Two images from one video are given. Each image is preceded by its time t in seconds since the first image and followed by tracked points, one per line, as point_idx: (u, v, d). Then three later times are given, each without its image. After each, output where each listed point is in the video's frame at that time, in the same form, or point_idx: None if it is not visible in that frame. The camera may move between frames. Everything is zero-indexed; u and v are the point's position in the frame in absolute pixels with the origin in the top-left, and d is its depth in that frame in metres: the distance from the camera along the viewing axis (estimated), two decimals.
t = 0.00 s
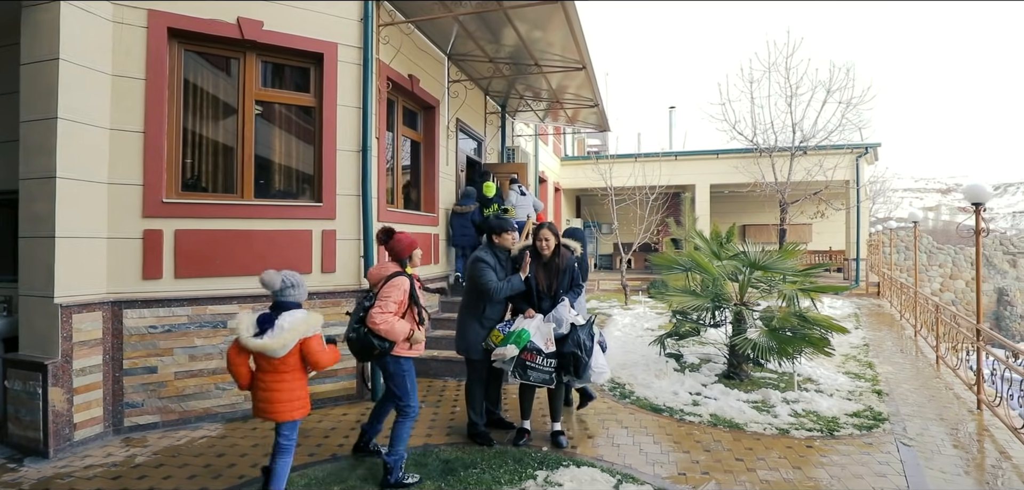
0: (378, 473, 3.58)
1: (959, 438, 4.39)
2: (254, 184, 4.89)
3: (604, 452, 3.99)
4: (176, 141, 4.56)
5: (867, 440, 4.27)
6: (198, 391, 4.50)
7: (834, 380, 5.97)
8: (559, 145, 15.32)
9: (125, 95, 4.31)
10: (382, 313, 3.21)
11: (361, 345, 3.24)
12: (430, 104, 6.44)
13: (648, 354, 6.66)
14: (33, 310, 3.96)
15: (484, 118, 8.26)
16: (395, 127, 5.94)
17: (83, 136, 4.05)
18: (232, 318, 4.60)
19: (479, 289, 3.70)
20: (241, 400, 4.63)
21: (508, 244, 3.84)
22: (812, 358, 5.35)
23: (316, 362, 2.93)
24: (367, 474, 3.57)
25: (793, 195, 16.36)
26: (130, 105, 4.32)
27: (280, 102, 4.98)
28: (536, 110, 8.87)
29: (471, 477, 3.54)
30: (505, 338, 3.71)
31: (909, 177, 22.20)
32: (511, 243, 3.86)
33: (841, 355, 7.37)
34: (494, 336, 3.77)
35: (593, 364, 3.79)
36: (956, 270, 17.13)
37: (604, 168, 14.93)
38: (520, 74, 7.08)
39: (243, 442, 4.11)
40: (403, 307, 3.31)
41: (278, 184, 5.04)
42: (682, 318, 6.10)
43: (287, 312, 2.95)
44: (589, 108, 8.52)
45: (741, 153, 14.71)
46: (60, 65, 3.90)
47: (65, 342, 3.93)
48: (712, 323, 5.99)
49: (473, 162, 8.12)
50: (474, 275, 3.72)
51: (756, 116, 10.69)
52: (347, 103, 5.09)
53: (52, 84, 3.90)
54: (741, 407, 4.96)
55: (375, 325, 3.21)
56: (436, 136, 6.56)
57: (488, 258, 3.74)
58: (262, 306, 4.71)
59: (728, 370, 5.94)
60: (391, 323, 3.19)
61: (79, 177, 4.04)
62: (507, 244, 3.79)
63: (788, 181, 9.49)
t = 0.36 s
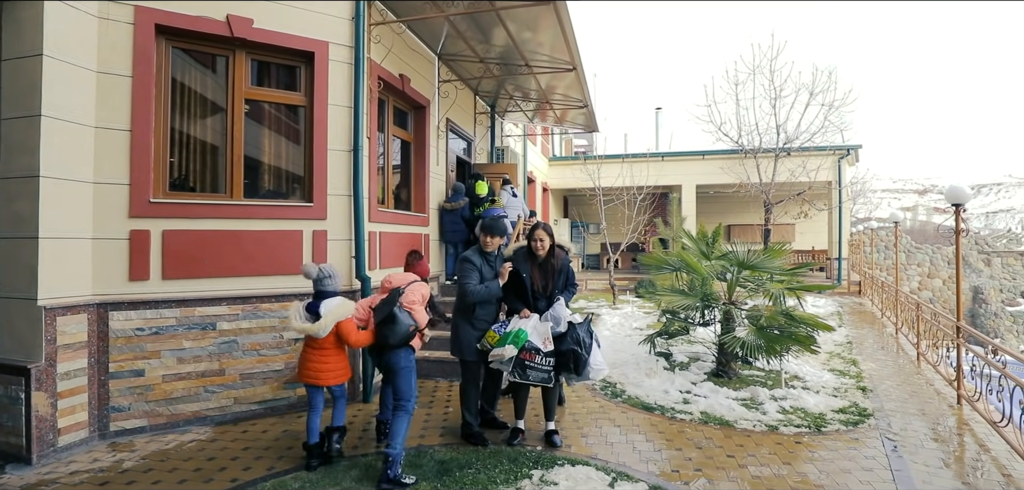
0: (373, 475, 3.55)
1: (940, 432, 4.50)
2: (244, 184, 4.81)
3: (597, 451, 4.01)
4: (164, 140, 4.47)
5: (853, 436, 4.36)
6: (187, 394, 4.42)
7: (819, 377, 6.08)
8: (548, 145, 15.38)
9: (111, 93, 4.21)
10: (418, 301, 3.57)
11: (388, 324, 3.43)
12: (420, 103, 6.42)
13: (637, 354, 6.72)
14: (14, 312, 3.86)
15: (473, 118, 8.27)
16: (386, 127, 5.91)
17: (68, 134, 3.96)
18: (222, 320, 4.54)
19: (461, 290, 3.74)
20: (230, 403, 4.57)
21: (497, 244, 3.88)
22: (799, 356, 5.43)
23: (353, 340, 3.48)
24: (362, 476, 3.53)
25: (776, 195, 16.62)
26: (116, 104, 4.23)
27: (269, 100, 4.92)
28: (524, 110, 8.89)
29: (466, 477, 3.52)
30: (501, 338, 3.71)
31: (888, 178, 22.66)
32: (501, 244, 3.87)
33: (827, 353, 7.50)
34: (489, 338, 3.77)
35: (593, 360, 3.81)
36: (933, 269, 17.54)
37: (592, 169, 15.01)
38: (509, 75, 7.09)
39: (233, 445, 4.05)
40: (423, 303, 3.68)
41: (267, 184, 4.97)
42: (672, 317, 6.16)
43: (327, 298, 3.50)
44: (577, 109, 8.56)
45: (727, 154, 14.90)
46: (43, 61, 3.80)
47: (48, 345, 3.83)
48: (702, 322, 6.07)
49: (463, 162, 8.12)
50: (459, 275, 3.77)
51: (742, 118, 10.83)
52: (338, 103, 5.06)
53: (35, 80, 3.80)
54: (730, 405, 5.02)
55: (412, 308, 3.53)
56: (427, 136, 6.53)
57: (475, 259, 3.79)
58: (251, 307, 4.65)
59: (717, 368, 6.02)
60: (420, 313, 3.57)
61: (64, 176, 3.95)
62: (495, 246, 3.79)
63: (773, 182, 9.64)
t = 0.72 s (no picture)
0: (367, 474, 3.57)
1: (915, 427, 4.67)
2: (234, 185, 4.79)
3: (587, 448, 4.08)
4: (152, 141, 4.41)
5: (833, 431, 4.51)
6: (176, 397, 4.40)
7: (800, 375, 6.25)
8: (534, 147, 15.47)
9: (99, 93, 4.12)
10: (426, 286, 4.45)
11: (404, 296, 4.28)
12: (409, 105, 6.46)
13: (625, 353, 6.83)
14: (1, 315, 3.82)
15: (462, 120, 8.32)
16: (376, 128, 5.94)
17: (56, 134, 3.90)
18: (212, 322, 4.54)
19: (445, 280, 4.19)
20: (220, 405, 4.56)
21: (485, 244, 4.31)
22: (781, 355, 5.58)
23: (380, 321, 4.22)
24: (356, 475, 3.56)
25: (759, 197, 16.92)
26: (103, 104, 4.13)
27: (260, 101, 4.95)
28: (512, 112, 8.96)
29: (460, 475, 3.56)
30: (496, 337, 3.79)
31: (865, 181, 23.18)
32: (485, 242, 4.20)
33: (808, 351, 7.69)
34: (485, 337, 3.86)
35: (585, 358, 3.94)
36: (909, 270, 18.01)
37: (579, 170, 15.13)
38: (498, 77, 7.17)
39: (224, 447, 4.04)
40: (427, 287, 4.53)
41: (258, 185, 4.93)
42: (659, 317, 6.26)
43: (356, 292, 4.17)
44: (564, 112, 8.66)
45: (711, 156, 15.13)
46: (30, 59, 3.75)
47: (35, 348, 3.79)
48: (687, 321, 6.20)
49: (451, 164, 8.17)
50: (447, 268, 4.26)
51: (726, 122, 11.03)
52: (329, 105, 5.08)
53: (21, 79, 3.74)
54: (715, 403, 5.14)
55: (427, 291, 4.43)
56: (416, 138, 6.57)
57: (463, 255, 4.22)
58: (242, 308, 4.66)
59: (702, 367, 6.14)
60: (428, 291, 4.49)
61: (51, 177, 3.89)
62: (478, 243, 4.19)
63: (755, 184, 9.83)
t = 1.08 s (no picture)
0: (367, 471, 3.63)
1: (897, 421, 4.82)
2: (231, 186, 4.84)
3: (582, 444, 4.18)
4: (150, 142, 4.46)
5: (819, 426, 4.64)
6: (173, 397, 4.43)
7: (787, 372, 6.39)
8: (526, 147, 15.54)
9: (95, 94, 4.20)
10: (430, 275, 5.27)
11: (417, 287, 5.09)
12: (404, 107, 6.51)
13: (616, 352, 6.94)
14: None
15: (455, 121, 8.38)
16: (371, 130, 5.99)
17: (54, 135, 3.94)
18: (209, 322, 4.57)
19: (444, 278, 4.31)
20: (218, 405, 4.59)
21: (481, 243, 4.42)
22: (769, 353, 5.71)
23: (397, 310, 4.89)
24: (356, 473, 3.62)
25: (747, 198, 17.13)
26: (100, 106, 4.22)
27: (257, 103, 4.98)
28: (504, 113, 9.04)
29: (458, 471, 3.64)
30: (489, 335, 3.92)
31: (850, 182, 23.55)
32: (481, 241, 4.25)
33: (795, 349, 7.85)
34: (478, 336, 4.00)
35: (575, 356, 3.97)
36: (892, 269, 18.33)
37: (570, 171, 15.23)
38: (491, 79, 7.25)
39: (223, 446, 4.08)
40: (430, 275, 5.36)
41: (253, 186, 5.01)
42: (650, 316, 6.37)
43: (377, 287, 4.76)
44: (556, 114, 8.76)
45: (700, 158, 15.31)
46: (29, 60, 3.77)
47: (33, 349, 3.79)
48: (677, 320, 6.32)
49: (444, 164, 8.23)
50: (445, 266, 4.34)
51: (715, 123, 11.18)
52: (325, 106, 5.13)
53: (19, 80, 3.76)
54: (705, 399, 5.26)
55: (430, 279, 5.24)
56: (410, 139, 6.63)
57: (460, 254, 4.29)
58: (239, 309, 4.69)
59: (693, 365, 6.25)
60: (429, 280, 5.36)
61: (50, 178, 3.91)
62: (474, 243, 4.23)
63: (744, 186, 9.99)
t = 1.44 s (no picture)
0: (370, 467, 3.72)
1: (884, 416, 4.97)
2: (232, 188, 4.90)
3: (579, 439, 4.28)
4: (153, 145, 4.51)
5: (808, 421, 4.78)
6: (176, 395, 4.50)
7: (778, 369, 6.53)
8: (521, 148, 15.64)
9: (99, 97, 4.25)
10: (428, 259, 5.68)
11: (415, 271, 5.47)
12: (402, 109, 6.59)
13: (611, 350, 7.06)
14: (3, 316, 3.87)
15: (451, 122, 8.47)
16: (370, 132, 6.07)
17: (59, 137, 4.01)
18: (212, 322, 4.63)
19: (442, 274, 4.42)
20: (220, 403, 4.66)
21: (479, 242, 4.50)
22: (760, 351, 5.85)
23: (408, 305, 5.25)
24: (359, 468, 3.71)
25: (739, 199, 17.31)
26: (105, 109, 4.27)
27: (258, 106, 5.04)
28: (500, 115, 9.14)
29: (459, 466, 3.73)
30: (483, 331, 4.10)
31: (841, 183, 23.81)
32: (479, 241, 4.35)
33: (786, 347, 7.99)
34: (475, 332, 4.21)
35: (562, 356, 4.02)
36: (882, 269, 18.58)
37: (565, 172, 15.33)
38: (487, 82, 7.35)
39: (227, 444, 4.15)
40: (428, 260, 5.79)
41: (253, 188, 5.07)
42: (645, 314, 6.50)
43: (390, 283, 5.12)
44: (551, 115, 8.87)
45: (693, 159, 15.47)
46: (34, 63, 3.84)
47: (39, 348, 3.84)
48: (671, 319, 6.44)
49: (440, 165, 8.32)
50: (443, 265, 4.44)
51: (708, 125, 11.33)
52: (326, 109, 5.20)
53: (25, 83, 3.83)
54: (698, 396, 5.38)
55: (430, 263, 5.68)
56: (408, 141, 6.71)
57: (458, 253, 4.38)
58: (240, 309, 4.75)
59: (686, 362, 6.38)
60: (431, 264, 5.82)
61: (54, 180, 3.98)
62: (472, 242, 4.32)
63: (736, 187, 10.14)
